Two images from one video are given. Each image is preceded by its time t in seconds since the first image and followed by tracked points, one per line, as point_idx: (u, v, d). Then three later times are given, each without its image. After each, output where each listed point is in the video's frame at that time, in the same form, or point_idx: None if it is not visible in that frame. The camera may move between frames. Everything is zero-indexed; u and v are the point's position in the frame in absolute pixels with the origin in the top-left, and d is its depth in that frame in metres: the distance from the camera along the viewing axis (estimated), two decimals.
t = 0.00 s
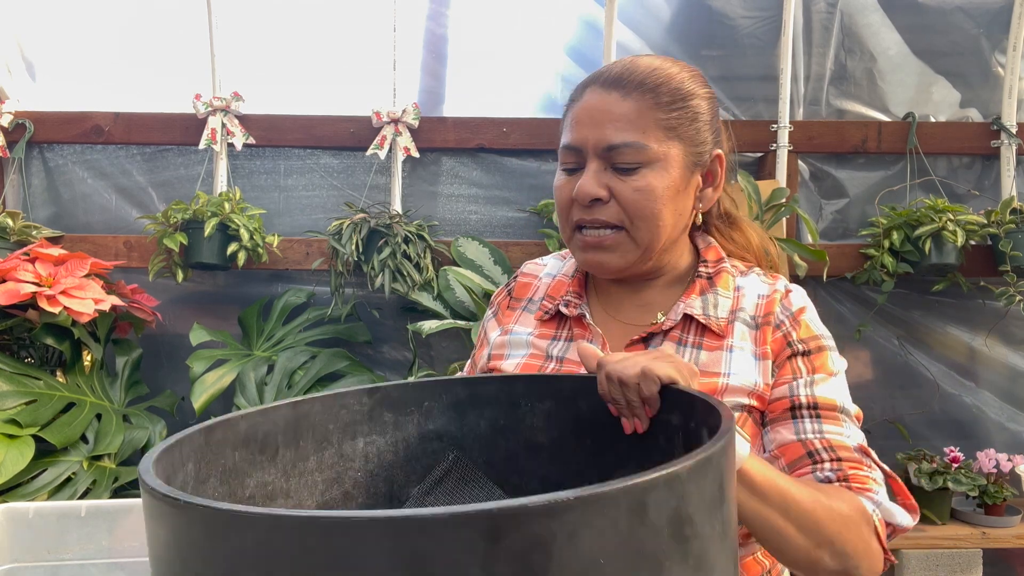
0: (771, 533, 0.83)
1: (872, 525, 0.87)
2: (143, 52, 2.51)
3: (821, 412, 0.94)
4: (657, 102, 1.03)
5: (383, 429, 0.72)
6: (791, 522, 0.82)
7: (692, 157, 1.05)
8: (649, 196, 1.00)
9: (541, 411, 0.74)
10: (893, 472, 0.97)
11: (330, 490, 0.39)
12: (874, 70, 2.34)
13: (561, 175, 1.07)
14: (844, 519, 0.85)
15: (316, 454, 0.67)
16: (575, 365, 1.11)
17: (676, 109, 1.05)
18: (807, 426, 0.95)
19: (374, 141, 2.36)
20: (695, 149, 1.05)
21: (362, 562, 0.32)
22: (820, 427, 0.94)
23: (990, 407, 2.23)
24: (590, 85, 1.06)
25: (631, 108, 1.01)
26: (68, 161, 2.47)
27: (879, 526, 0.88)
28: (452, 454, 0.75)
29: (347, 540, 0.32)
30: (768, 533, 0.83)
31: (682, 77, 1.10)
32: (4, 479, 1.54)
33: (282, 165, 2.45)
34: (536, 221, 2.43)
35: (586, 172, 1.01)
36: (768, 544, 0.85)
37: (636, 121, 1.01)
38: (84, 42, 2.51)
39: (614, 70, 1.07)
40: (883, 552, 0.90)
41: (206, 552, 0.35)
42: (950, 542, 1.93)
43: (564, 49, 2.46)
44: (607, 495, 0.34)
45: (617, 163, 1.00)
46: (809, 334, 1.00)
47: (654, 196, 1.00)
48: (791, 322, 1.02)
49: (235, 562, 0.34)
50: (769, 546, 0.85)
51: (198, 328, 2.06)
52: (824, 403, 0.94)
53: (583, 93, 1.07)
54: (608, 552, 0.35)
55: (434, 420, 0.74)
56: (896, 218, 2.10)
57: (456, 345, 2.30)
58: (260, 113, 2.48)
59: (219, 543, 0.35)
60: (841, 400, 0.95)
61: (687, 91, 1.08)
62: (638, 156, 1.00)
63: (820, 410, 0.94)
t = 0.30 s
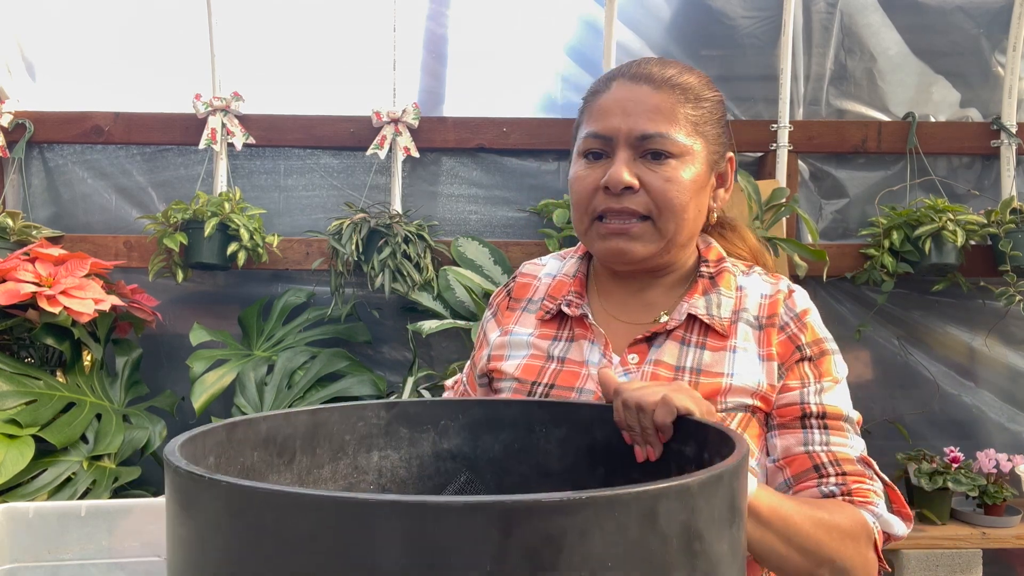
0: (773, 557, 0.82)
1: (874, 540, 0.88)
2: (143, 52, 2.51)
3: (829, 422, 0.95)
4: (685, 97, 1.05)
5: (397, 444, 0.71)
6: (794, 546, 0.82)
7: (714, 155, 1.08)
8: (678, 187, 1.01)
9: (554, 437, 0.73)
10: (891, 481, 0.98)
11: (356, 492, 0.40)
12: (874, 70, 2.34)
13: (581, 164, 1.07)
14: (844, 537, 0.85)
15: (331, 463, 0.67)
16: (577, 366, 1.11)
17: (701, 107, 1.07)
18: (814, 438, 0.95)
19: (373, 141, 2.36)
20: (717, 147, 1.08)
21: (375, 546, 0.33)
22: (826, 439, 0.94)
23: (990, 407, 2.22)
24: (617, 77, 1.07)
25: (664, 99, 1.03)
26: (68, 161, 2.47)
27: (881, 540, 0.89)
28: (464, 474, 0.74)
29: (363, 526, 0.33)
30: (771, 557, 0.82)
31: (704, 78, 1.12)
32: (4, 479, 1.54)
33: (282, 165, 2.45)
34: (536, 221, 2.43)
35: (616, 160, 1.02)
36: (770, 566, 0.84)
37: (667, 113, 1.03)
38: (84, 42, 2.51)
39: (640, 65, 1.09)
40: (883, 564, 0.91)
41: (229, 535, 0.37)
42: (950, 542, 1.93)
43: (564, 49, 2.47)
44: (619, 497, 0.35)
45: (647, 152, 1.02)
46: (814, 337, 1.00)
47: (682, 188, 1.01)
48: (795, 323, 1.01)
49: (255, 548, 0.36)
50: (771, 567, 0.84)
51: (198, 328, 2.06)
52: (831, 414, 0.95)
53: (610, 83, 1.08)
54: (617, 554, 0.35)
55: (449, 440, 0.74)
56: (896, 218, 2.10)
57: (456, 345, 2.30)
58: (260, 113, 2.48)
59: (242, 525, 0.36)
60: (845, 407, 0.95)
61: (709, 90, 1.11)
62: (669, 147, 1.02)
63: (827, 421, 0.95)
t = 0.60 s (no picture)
0: (707, 539, 0.85)
1: (832, 520, 0.88)
2: (143, 53, 2.51)
3: (809, 408, 0.95)
4: (694, 106, 1.04)
5: (288, 447, 0.70)
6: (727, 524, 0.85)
7: (724, 162, 1.07)
8: (683, 199, 1.02)
9: (443, 429, 0.77)
10: (886, 475, 0.98)
11: (320, 485, 0.43)
12: (874, 70, 2.34)
13: (590, 174, 1.08)
14: (783, 514, 0.87)
15: (222, 470, 0.65)
16: (592, 362, 1.12)
17: (711, 114, 1.06)
18: (788, 423, 0.96)
19: (374, 141, 2.36)
20: (727, 154, 1.08)
21: (412, 531, 0.38)
22: (801, 423, 0.95)
23: (989, 407, 2.23)
24: (626, 84, 1.07)
25: (671, 110, 1.03)
26: (68, 161, 2.46)
27: (845, 521, 0.89)
28: (352, 471, 0.74)
29: (403, 514, 0.38)
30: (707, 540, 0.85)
31: (715, 80, 1.10)
32: (4, 479, 1.55)
33: (282, 165, 2.45)
34: (536, 221, 2.43)
35: (622, 173, 1.03)
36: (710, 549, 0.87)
37: (674, 124, 1.02)
38: (84, 43, 2.51)
39: (650, 70, 1.08)
40: (858, 548, 0.91)
41: (234, 537, 0.38)
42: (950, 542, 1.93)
43: (564, 49, 2.47)
44: (587, 477, 0.43)
45: (653, 165, 1.02)
46: (815, 332, 1.00)
47: (688, 200, 1.02)
48: (800, 325, 1.02)
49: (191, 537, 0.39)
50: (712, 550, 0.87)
51: (198, 328, 2.06)
52: (812, 398, 0.95)
53: (619, 90, 1.08)
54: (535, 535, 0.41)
55: (341, 438, 0.73)
56: (896, 218, 2.11)
57: (456, 345, 2.30)
58: (260, 113, 2.48)
59: (255, 527, 0.38)
60: (836, 395, 0.95)
61: (721, 94, 1.09)
62: (675, 159, 1.02)
63: (807, 405, 0.95)
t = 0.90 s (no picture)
0: (727, 551, 0.87)
1: (849, 541, 0.90)
2: (143, 53, 2.51)
3: (825, 430, 0.96)
4: (710, 100, 1.05)
5: (271, 447, 0.72)
6: (743, 534, 0.86)
7: (738, 158, 1.08)
8: (699, 191, 1.02)
9: (427, 429, 0.79)
10: (898, 501, 0.98)
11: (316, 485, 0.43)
12: (874, 70, 2.34)
13: (605, 167, 1.08)
14: (804, 532, 0.89)
15: (205, 471, 0.67)
16: (602, 360, 1.11)
17: (726, 109, 1.07)
18: (804, 443, 0.98)
19: (373, 141, 2.36)
20: (742, 150, 1.08)
21: (419, 529, 0.38)
22: (817, 444, 0.96)
23: (989, 407, 2.23)
24: (642, 79, 1.08)
25: (688, 102, 1.04)
26: (68, 161, 2.47)
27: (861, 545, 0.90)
28: (336, 473, 0.76)
29: (409, 514, 0.38)
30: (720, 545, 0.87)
31: (730, 79, 1.12)
32: (4, 479, 1.55)
33: (282, 165, 2.45)
34: (536, 221, 2.43)
35: (638, 164, 1.03)
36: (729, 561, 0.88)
37: (691, 116, 1.03)
38: (84, 43, 2.51)
39: (666, 66, 1.09)
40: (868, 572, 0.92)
41: (238, 538, 0.38)
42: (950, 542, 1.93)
43: (564, 49, 2.47)
44: (586, 475, 0.43)
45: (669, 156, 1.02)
46: (827, 345, 1.01)
47: (704, 192, 1.02)
48: (812, 337, 1.02)
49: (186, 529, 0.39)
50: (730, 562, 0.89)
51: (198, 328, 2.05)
52: (828, 419, 0.96)
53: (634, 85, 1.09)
54: (536, 532, 0.41)
55: (323, 439, 0.75)
56: (896, 218, 2.10)
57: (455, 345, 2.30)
58: (260, 113, 2.48)
59: (261, 526, 0.38)
60: (849, 415, 0.96)
61: (735, 92, 1.11)
62: (692, 151, 1.02)
63: (823, 427, 0.96)
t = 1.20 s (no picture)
0: (812, 538, 0.90)
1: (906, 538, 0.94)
2: (143, 53, 2.51)
3: (846, 424, 0.97)
4: (701, 97, 1.06)
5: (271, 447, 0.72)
6: (836, 526, 0.88)
7: (732, 154, 1.09)
8: (697, 188, 1.02)
9: (427, 429, 0.80)
10: (906, 485, 1.00)
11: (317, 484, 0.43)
12: (874, 70, 2.34)
13: (598, 168, 1.08)
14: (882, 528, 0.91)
15: (205, 470, 0.67)
16: (608, 365, 1.11)
17: (717, 106, 1.08)
18: (833, 439, 0.97)
19: (374, 141, 2.36)
20: (735, 145, 1.09)
21: (420, 530, 0.38)
22: (839, 437, 0.97)
23: (989, 407, 2.23)
24: (631, 79, 1.08)
25: (680, 100, 1.04)
26: (68, 161, 2.46)
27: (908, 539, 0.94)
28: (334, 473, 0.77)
29: (409, 512, 0.38)
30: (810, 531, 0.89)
31: (717, 75, 1.13)
32: (4, 479, 1.55)
33: (282, 165, 2.45)
34: (536, 221, 2.44)
35: (634, 164, 1.03)
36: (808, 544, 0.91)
37: (683, 114, 1.03)
38: (84, 43, 2.51)
39: (653, 65, 1.09)
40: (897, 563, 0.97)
41: (240, 540, 0.38)
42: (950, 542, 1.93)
43: (564, 49, 2.47)
44: (587, 474, 0.43)
45: (664, 155, 1.02)
46: (832, 341, 1.04)
47: (702, 189, 1.02)
48: (817, 332, 1.04)
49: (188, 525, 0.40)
50: (805, 548, 0.91)
51: (198, 328, 2.05)
52: (846, 413, 0.97)
53: (623, 85, 1.09)
54: (537, 533, 0.41)
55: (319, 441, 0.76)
56: (896, 218, 2.10)
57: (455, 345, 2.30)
58: (260, 113, 2.48)
59: (262, 526, 0.38)
60: (861, 409, 0.98)
61: (723, 88, 1.11)
62: (687, 148, 1.02)
63: (843, 423, 0.97)
